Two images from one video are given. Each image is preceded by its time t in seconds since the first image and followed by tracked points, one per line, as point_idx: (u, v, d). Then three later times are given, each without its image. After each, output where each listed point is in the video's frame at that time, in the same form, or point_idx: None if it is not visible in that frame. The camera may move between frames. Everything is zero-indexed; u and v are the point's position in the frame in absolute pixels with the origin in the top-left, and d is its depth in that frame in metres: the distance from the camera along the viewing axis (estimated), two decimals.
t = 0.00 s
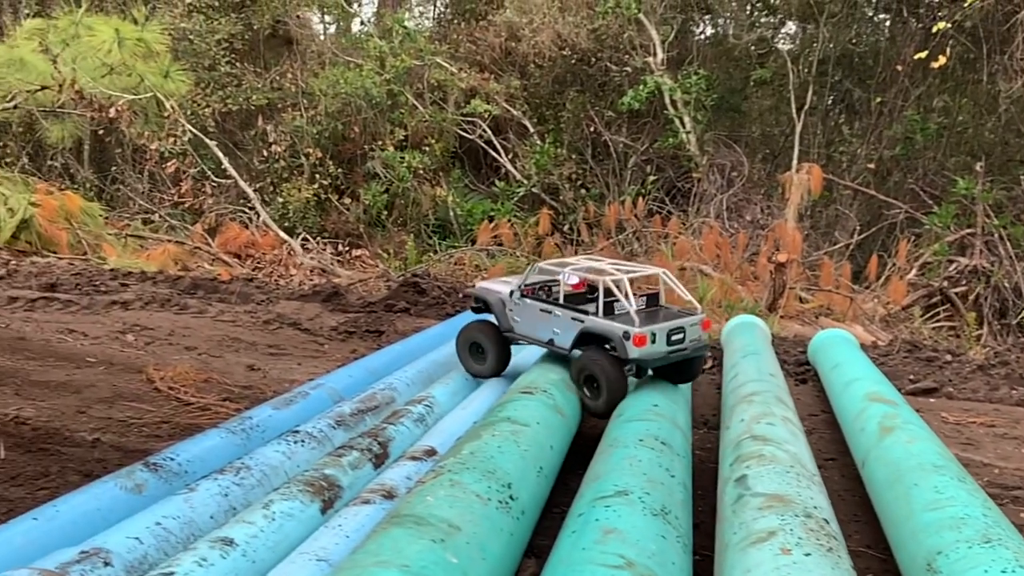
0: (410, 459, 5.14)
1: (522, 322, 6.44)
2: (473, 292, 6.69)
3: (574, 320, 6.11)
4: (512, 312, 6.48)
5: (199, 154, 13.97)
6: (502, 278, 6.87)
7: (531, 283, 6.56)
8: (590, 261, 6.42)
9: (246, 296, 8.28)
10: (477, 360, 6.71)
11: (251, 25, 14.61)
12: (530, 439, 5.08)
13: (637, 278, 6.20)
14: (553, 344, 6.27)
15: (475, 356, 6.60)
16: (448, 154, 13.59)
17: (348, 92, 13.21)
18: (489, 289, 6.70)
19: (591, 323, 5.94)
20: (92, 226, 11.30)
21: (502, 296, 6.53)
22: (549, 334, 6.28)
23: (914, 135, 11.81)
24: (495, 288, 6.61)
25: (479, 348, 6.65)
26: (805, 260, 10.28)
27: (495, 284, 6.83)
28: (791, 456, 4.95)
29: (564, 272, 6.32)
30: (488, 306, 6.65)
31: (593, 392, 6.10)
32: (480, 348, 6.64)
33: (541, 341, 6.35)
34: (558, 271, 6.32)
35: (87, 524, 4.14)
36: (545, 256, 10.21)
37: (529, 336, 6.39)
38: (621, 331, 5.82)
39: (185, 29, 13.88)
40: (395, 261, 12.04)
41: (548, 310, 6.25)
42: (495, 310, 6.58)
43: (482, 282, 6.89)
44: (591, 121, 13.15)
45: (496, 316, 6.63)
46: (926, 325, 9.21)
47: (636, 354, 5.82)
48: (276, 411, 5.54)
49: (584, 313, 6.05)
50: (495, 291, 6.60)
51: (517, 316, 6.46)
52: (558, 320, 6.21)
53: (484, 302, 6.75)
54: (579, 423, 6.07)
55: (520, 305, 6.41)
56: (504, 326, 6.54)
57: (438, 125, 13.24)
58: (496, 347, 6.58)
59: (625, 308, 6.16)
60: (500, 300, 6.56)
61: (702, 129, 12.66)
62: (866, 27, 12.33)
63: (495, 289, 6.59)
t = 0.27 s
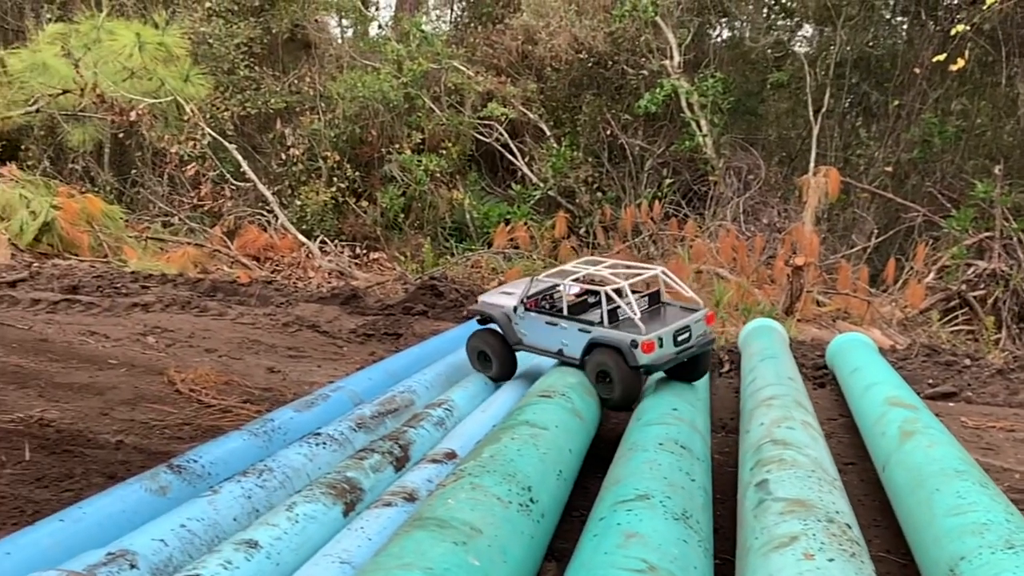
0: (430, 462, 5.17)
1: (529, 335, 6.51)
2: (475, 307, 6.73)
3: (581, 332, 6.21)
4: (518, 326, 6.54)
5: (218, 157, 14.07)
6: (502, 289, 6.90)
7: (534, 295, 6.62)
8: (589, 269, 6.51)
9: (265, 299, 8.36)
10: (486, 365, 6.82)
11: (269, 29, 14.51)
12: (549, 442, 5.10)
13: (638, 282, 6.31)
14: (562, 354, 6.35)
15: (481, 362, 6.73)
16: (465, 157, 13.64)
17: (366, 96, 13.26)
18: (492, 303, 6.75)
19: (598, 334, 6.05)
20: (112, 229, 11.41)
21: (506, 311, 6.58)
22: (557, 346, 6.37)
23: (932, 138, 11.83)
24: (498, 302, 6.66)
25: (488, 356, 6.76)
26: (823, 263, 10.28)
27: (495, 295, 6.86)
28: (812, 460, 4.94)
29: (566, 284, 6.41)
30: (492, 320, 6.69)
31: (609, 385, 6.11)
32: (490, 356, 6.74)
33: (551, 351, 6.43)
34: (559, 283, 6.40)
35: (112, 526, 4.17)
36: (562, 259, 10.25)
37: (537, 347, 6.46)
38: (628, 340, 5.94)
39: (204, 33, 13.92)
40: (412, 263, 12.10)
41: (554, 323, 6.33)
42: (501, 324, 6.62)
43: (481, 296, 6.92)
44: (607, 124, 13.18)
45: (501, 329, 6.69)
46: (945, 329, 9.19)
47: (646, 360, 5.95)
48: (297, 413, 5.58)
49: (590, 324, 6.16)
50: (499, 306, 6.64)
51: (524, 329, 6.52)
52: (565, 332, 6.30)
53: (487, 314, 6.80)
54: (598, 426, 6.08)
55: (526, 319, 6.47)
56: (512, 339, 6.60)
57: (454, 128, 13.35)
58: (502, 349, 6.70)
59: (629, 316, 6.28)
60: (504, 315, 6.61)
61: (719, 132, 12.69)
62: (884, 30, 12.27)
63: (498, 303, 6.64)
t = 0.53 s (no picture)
0: (451, 464, 5.19)
1: (540, 331, 6.51)
2: (483, 307, 6.76)
3: (592, 324, 6.21)
4: (528, 323, 6.56)
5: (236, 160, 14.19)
6: (509, 291, 6.94)
7: (541, 293, 6.65)
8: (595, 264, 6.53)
9: (284, 301, 8.45)
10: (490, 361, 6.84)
11: (288, 33, 14.68)
12: (569, 445, 5.11)
13: (647, 274, 6.33)
14: (574, 348, 6.35)
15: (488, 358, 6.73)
16: (481, 160, 13.68)
17: (383, 99, 13.39)
18: (500, 303, 6.78)
19: (610, 323, 6.04)
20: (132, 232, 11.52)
21: (515, 310, 6.61)
22: (569, 339, 6.36)
23: (950, 140, 11.84)
24: (506, 302, 6.69)
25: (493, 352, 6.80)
26: (840, 266, 10.27)
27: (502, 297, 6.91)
28: (833, 465, 4.93)
29: (574, 279, 6.42)
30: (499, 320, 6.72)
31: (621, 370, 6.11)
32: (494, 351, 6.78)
33: (562, 347, 6.43)
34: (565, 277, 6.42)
35: (138, 527, 4.20)
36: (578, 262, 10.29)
37: (549, 343, 6.47)
38: (641, 326, 5.93)
39: (223, 37, 13.99)
40: (429, 266, 12.18)
41: (564, 317, 6.34)
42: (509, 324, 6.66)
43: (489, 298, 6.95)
44: (623, 127, 13.20)
45: (510, 328, 6.70)
46: (963, 332, 9.15)
47: (660, 346, 5.91)
48: (318, 416, 5.62)
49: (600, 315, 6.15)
50: (507, 306, 6.68)
51: (533, 326, 6.55)
52: (576, 325, 6.30)
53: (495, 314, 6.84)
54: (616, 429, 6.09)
55: (536, 316, 6.49)
56: (522, 337, 6.62)
57: (471, 131, 13.40)
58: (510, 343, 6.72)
59: (639, 305, 6.28)
60: (514, 314, 6.63)
61: (735, 134, 12.71)
62: (901, 32, 12.27)
63: (507, 303, 6.67)
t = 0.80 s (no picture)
0: (470, 466, 5.22)
1: (549, 320, 6.66)
2: (492, 299, 6.94)
3: (603, 308, 6.36)
4: (537, 312, 6.72)
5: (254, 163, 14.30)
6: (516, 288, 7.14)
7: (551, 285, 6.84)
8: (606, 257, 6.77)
9: (302, 304, 8.59)
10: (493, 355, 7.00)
11: (304, 36, 14.76)
12: (588, 448, 5.13)
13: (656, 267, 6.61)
14: (583, 335, 6.47)
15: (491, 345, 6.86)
16: (496, 162, 13.71)
17: (399, 102, 13.43)
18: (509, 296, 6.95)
19: (622, 304, 6.20)
20: (151, 233, 11.59)
21: (525, 300, 6.79)
22: (578, 326, 6.49)
23: (967, 141, 11.82)
24: (516, 294, 6.87)
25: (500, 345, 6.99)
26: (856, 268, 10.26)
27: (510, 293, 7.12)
28: (852, 468, 4.93)
29: (587, 267, 6.66)
30: (509, 310, 6.92)
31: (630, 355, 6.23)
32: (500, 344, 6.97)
33: (570, 335, 6.56)
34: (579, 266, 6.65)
35: (161, 529, 4.23)
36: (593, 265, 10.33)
37: (557, 331, 6.59)
38: (654, 305, 6.10)
39: (241, 40, 14.08)
40: (445, 269, 12.24)
41: (575, 303, 6.50)
42: (517, 315, 6.84)
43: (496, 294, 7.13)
44: (638, 129, 13.25)
45: (518, 320, 6.86)
46: (981, 334, 9.10)
47: (671, 326, 6.08)
48: (338, 418, 5.66)
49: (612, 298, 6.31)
50: (517, 297, 6.86)
51: (542, 315, 6.70)
52: (586, 310, 6.45)
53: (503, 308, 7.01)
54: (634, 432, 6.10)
55: (547, 304, 6.65)
56: (530, 326, 6.75)
57: (486, 134, 13.42)
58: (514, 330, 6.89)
59: (649, 293, 6.47)
60: (523, 304, 6.80)
61: (751, 136, 12.71)
62: (917, 32, 12.32)
63: (517, 294, 6.84)
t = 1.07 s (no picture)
0: (487, 469, 5.23)
1: (557, 311, 6.81)
2: (502, 294, 7.14)
3: (611, 296, 6.48)
4: (546, 303, 6.88)
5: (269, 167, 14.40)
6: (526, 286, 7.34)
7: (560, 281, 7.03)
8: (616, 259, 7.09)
9: (319, 307, 8.68)
10: (499, 351, 7.08)
11: (320, 40, 14.87)
12: (605, 451, 5.14)
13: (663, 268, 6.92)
14: (590, 324, 6.59)
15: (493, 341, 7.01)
16: (510, 165, 13.74)
17: (413, 105, 13.43)
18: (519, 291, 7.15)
19: (631, 290, 6.32)
20: (168, 237, 11.67)
21: (535, 293, 6.97)
22: (585, 315, 6.62)
23: (983, 143, 11.78)
24: (526, 289, 7.06)
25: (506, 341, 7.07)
26: (872, 270, 10.23)
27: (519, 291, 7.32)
28: (871, 472, 4.92)
29: (599, 265, 7.00)
30: (518, 305, 7.11)
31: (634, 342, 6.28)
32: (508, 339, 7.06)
33: (577, 325, 6.68)
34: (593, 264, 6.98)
35: (183, 532, 4.25)
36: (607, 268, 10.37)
37: (565, 322, 6.72)
38: (664, 291, 6.20)
39: (257, 45, 14.19)
40: (459, 272, 12.30)
41: (584, 293, 6.65)
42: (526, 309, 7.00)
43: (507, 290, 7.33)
44: (651, 132, 13.27)
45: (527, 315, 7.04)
46: (998, 337, 9.06)
47: (680, 311, 6.15)
48: (355, 421, 5.69)
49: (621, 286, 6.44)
50: (526, 292, 7.05)
51: (550, 308, 6.86)
52: (594, 300, 6.58)
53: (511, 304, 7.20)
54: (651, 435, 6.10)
55: (556, 295, 6.82)
56: (538, 318, 6.90)
57: (500, 137, 13.43)
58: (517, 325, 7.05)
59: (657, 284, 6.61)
60: (532, 298, 6.98)
61: (765, 139, 12.68)
62: (932, 34, 12.36)
63: (526, 288, 7.03)
